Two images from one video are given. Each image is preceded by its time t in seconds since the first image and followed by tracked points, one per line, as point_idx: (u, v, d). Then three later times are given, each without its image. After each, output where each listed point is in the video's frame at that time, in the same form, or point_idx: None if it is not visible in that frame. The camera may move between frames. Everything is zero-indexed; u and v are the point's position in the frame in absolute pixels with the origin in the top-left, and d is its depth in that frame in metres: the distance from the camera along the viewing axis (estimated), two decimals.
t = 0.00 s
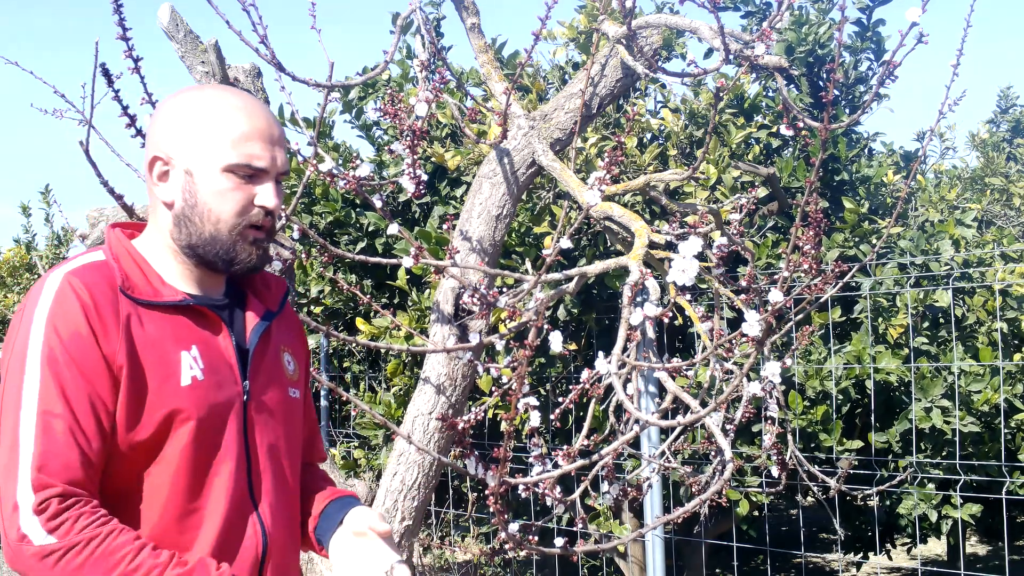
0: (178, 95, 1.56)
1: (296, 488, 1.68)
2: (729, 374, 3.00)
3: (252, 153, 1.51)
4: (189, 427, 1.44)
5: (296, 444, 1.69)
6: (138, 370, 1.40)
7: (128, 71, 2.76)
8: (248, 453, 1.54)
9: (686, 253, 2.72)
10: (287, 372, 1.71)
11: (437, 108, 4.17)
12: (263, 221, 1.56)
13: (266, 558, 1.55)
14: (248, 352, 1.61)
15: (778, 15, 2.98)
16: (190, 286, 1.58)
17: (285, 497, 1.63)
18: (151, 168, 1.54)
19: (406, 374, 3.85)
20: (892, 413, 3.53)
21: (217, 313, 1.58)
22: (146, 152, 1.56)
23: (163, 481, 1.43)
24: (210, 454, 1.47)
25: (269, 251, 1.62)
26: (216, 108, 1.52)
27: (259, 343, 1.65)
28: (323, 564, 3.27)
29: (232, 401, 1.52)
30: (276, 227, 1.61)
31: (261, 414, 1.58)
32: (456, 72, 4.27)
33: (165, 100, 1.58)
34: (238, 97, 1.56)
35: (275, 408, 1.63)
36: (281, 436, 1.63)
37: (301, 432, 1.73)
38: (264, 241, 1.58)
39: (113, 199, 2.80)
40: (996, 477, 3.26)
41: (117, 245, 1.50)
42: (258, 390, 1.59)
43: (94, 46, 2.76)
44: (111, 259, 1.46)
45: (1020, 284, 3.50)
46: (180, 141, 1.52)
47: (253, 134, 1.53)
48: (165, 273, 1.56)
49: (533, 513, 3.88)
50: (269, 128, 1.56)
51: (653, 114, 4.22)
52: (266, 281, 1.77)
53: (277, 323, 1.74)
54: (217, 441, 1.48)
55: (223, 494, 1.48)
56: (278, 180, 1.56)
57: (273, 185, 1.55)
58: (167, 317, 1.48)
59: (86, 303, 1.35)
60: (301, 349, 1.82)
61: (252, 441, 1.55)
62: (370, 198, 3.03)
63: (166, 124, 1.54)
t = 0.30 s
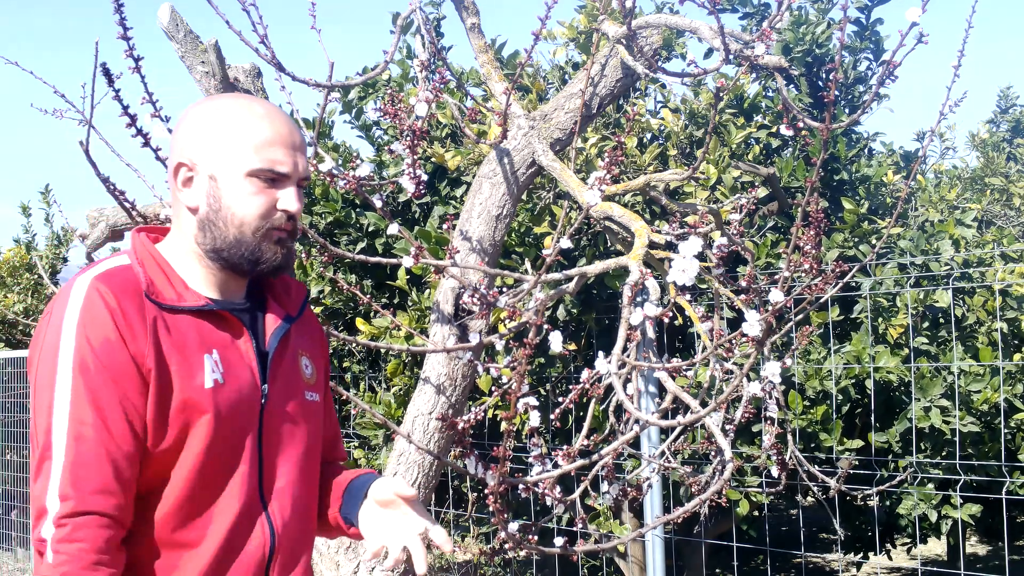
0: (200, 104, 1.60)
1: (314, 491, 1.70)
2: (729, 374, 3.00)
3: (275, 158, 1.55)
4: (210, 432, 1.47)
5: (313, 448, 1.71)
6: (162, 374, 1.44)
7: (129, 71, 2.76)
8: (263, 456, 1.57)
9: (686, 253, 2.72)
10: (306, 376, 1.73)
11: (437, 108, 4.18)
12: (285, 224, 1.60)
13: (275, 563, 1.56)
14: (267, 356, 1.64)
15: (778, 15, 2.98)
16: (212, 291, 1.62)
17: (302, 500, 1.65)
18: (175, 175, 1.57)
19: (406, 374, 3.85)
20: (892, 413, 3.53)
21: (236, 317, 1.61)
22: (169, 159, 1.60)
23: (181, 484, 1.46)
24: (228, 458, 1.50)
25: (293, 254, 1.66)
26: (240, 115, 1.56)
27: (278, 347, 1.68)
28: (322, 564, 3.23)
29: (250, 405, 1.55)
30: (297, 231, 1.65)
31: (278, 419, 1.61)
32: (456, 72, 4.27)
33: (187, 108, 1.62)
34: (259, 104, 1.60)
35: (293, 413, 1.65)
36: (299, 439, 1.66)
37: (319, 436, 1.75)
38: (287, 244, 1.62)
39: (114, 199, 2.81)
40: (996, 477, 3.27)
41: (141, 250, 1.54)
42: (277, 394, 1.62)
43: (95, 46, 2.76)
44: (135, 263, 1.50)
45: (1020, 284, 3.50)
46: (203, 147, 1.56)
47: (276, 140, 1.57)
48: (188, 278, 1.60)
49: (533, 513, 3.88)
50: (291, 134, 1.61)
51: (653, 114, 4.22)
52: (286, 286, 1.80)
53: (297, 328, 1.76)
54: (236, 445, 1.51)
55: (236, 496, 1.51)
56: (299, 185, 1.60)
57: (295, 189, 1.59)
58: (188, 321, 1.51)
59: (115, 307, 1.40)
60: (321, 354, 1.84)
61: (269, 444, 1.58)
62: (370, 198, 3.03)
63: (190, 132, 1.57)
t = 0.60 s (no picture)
0: (200, 106, 1.63)
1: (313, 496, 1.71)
2: (729, 374, 3.00)
3: (274, 154, 1.58)
4: (200, 437, 1.48)
5: (313, 453, 1.71)
6: (149, 380, 1.45)
7: (129, 71, 2.76)
8: (262, 462, 1.57)
9: (686, 253, 2.72)
10: (308, 381, 1.73)
11: (437, 108, 4.17)
12: (288, 221, 1.62)
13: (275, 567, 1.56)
14: (266, 363, 1.64)
15: (778, 15, 2.98)
16: (215, 293, 1.65)
17: (302, 504, 1.65)
18: (178, 177, 1.61)
19: (406, 374, 3.85)
20: (892, 413, 3.53)
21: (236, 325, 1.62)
22: (173, 162, 1.63)
23: (175, 489, 1.48)
24: (221, 463, 1.51)
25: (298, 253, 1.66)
26: (240, 115, 1.59)
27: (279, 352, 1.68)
28: (322, 564, 3.19)
29: (246, 411, 1.55)
30: (302, 227, 1.66)
31: (277, 425, 1.61)
32: (456, 72, 4.27)
33: (188, 111, 1.66)
34: (258, 102, 1.63)
35: (293, 419, 1.65)
36: (298, 444, 1.66)
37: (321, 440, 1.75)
38: (291, 241, 1.63)
39: (114, 199, 2.81)
40: (996, 477, 3.27)
41: (144, 252, 1.57)
42: (276, 400, 1.62)
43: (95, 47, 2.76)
44: (137, 264, 1.52)
45: (1020, 284, 3.50)
46: (204, 148, 1.59)
47: (275, 136, 1.59)
48: (192, 280, 1.63)
49: (533, 513, 3.88)
50: (290, 130, 1.63)
51: (653, 114, 4.22)
52: (293, 290, 1.80)
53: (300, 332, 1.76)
54: (230, 451, 1.52)
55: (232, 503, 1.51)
56: (300, 180, 1.62)
57: (296, 185, 1.61)
58: (184, 325, 1.53)
59: (98, 314, 1.41)
60: (327, 358, 1.84)
61: (267, 450, 1.59)
62: (370, 198, 3.03)
63: (191, 135, 1.61)
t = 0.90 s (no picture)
0: (142, 90, 1.57)
1: (305, 479, 1.70)
2: (729, 374, 3.00)
3: (222, 134, 1.53)
4: (186, 431, 1.46)
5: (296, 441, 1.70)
6: (133, 376, 1.42)
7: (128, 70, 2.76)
8: (245, 453, 1.57)
9: (686, 253, 2.72)
10: (286, 367, 1.73)
11: (437, 108, 4.18)
12: (245, 201, 1.58)
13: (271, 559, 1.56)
14: (242, 353, 1.63)
15: (778, 15, 2.98)
16: (182, 285, 1.63)
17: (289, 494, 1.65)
18: (126, 168, 1.56)
19: (406, 374, 3.85)
20: (892, 412, 3.53)
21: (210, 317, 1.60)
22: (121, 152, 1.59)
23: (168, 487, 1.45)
24: (208, 457, 1.50)
25: (259, 234, 1.62)
26: (184, 95, 1.54)
27: (255, 341, 1.67)
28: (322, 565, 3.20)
29: (226, 404, 1.54)
30: (261, 206, 1.62)
31: (259, 415, 1.61)
32: (456, 72, 4.27)
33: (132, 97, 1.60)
34: (201, 80, 1.57)
35: (272, 408, 1.65)
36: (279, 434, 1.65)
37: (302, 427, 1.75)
38: (250, 222, 1.59)
39: (113, 198, 2.81)
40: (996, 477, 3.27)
41: (105, 247, 1.52)
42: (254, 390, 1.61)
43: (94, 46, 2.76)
44: (100, 262, 1.48)
45: (1020, 284, 3.50)
46: (148, 135, 1.54)
47: (223, 115, 1.54)
48: (156, 272, 1.60)
49: (533, 513, 3.88)
50: (238, 107, 1.57)
51: (653, 114, 4.22)
52: (266, 274, 1.79)
53: (275, 317, 1.76)
54: (213, 444, 1.51)
55: (224, 497, 1.50)
56: (253, 158, 1.57)
57: (249, 164, 1.56)
58: (157, 320, 1.50)
59: (80, 312, 1.37)
60: (303, 343, 1.83)
61: (250, 441, 1.58)
62: (370, 198, 3.03)
63: (137, 122, 1.56)
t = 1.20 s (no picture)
0: (105, 79, 1.50)
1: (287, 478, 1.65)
2: (729, 374, 3.00)
3: (194, 119, 1.46)
4: (173, 433, 1.40)
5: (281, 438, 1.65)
6: (116, 376, 1.35)
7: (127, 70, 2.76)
8: (234, 453, 1.51)
9: (686, 253, 2.71)
10: (269, 361, 1.68)
11: (437, 108, 4.18)
12: (222, 187, 1.51)
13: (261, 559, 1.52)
14: (227, 349, 1.57)
15: (778, 15, 2.98)
16: (160, 279, 1.54)
17: (275, 492, 1.60)
18: (95, 160, 1.48)
19: (406, 374, 3.85)
20: (892, 413, 3.53)
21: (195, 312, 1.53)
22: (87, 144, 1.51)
23: (153, 492, 1.39)
24: (196, 458, 1.43)
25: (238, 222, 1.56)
26: (151, 81, 1.47)
27: (238, 336, 1.62)
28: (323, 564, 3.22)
29: (214, 401, 1.48)
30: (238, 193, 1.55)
31: (244, 413, 1.55)
32: (456, 72, 4.27)
33: (95, 87, 1.53)
34: (167, 65, 1.51)
35: (258, 404, 1.59)
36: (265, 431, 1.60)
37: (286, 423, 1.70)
38: (229, 210, 1.53)
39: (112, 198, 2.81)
40: (996, 477, 3.27)
41: (80, 242, 1.44)
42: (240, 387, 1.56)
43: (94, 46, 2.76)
44: (77, 257, 1.40)
45: (1020, 284, 3.50)
46: (115, 125, 1.47)
47: (193, 100, 1.48)
48: (132, 266, 1.52)
49: (533, 513, 3.88)
50: (207, 91, 1.51)
51: (653, 114, 4.21)
52: (242, 266, 1.74)
53: (255, 312, 1.70)
54: (201, 445, 1.44)
55: (213, 499, 1.45)
56: (228, 145, 1.51)
57: (224, 150, 1.50)
58: (140, 316, 1.42)
59: (60, 310, 1.30)
60: (282, 337, 1.78)
61: (238, 440, 1.52)
62: (370, 198, 3.02)
63: (103, 111, 1.48)
